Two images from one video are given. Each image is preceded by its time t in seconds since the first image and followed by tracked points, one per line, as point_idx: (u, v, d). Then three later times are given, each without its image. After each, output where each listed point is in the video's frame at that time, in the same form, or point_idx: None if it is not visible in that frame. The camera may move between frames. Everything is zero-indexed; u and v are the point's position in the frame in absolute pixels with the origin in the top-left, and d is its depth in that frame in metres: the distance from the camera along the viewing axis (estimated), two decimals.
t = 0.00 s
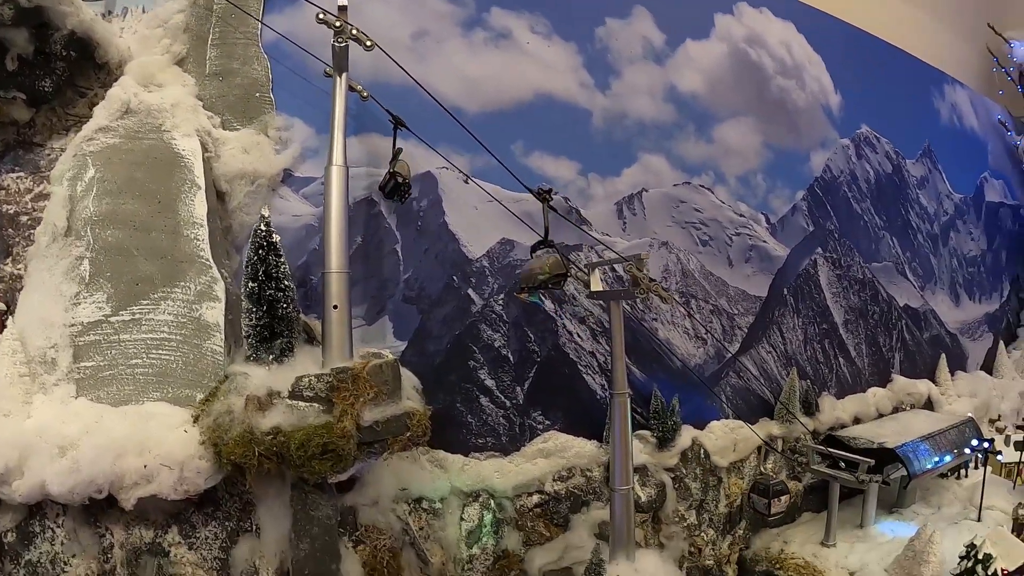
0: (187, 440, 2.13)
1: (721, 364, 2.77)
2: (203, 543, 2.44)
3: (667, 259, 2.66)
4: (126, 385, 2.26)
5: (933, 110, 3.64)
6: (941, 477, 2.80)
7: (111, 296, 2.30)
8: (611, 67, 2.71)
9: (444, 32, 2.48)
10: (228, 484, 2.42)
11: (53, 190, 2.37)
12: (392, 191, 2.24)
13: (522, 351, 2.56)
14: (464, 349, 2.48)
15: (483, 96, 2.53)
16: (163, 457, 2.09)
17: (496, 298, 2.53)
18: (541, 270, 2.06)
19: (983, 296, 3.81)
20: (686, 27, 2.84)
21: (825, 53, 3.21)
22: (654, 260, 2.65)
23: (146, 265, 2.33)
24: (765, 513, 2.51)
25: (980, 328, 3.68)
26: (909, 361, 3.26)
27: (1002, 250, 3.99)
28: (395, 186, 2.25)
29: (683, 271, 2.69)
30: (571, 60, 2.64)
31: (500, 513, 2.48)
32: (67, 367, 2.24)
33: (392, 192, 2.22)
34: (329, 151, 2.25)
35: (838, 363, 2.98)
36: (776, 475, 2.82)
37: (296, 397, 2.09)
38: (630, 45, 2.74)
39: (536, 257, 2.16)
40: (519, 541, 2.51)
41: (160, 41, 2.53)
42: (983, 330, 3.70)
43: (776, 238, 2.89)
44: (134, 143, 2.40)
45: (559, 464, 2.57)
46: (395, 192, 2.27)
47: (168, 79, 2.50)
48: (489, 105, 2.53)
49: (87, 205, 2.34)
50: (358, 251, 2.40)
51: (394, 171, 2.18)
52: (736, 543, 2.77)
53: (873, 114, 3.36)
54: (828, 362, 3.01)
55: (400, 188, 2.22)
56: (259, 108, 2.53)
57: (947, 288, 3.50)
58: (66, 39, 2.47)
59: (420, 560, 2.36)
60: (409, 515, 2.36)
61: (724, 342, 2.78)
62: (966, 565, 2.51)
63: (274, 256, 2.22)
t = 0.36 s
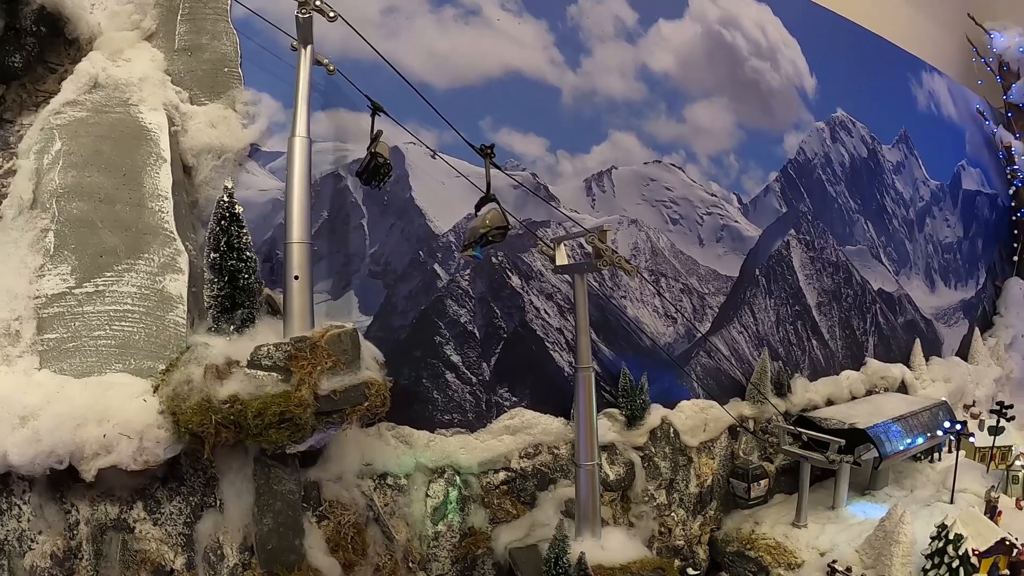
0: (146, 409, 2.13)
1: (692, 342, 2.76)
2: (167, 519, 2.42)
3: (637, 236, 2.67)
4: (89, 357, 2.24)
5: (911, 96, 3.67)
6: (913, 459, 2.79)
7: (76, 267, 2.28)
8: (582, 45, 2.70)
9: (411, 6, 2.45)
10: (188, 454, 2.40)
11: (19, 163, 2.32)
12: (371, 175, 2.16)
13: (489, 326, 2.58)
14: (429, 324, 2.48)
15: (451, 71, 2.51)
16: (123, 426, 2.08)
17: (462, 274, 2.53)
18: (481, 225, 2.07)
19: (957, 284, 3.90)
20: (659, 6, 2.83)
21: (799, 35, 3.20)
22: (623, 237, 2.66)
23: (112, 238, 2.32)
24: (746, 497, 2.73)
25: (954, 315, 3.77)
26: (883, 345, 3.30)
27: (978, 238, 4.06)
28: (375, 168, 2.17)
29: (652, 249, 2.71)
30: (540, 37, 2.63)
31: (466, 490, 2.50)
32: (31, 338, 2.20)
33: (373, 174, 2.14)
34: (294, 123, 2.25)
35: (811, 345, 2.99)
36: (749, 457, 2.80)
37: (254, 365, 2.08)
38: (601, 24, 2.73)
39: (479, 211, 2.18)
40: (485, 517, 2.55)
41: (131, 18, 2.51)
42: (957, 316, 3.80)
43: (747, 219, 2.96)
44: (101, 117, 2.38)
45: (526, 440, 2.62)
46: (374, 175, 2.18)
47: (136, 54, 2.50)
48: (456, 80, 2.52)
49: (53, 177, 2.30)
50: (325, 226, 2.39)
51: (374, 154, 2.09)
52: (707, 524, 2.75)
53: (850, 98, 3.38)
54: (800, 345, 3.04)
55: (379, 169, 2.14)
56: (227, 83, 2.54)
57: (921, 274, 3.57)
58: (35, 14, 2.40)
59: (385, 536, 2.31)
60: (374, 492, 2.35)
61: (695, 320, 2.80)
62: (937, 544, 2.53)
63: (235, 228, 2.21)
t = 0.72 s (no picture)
0: (105, 374, 2.13)
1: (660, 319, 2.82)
2: (133, 491, 2.42)
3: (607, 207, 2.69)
4: (51, 326, 2.22)
5: (890, 78, 3.78)
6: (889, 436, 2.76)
7: (38, 237, 2.26)
8: (552, 18, 2.69)
9: None
10: (152, 426, 2.39)
11: None
12: (348, 157, 2.14)
13: (454, 298, 2.58)
14: (394, 294, 2.47)
15: (417, 42, 2.50)
16: (82, 392, 2.07)
17: (428, 245, 2.51)
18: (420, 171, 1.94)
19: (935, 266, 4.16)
20: None
21: (774, 11, 3.20)
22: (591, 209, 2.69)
23: (75, 207, 2.31)
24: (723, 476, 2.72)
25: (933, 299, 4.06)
26: (858, 324, 3.50)
27: (954, 219, 4.27)
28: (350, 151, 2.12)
29: (621, 222, 2.74)
30: (509, 9, 2.62)
31: (432, 462, 2.51)
32: None
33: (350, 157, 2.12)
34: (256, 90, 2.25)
35: (784, 320, 3.15)
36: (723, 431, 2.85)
37: (211, 330, 2.08)
38: None
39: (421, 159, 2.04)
40: (453, 491, 2.56)
41: None
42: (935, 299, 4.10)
43: (720, 195, 3.00)
44: (67, 88, 2.38)
45: (492, 413, 2.63)
46: (351, 158, 2.14)
47: (103, 26, 2.50)
48: (423, 51, 2.51)
49: (17, 148, 2.28)
50: (290, 195, 2.39)
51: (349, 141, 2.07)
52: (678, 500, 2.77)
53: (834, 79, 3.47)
54: (774, 322, 3.15)
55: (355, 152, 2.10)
56: (194, 54, 2.54)
57: (895, 254, 3.81)
58: None
59: (350, 508, 2.33)
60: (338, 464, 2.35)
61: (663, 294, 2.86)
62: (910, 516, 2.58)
63: (196, 195, 2.21)
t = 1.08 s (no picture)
0: (61, 340, 2.09)
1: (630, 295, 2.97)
2: (95, 465, 2.39)
3: (575, 179, 2.84)
4: (11, 295, 2.16)
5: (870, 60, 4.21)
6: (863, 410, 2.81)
7: None
8: None
9: None
10: (115, 398, 2.36)
11: None
12: (326, 135, 2.07)
13: (420, 268, 2.62)
14: (359, 263, 2.49)
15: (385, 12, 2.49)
16: (37, 358, 2.03)
17: (393, 214, 2.56)
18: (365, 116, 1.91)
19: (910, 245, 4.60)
20: None
21: None
22: (559, 178, 2.81)
23: (37, 177, 2.30)
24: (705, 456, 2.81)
25: (908, 276, 4.51)
26: (832, 301, 3.83)
27: (930, 201, 4.76)
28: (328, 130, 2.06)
29: (590, 193, 2.90)
30: None
31: (397, 435, 2.53)
32: None
33: (326, 135, 2.05)
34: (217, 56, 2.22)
35: (757, 295, 3.38)
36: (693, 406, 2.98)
37: (168, 295, 2.06)
38: None
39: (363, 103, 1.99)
40: (418, 464, 2.58)
41: None
42: (908, 277, 4.56)
43: (692, 167, 3.21)
44: (30, 59, 2.39)
45: (458, 383, 2.67)
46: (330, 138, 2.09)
47: None
48: (392, 21, 2.50)
49: None
50: (253, 164, 2.36)
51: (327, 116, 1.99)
52: (650, 474, 2.83)
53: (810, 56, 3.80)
54: (747, 297, 3.37)
55: (331, 129, 2.03)
56: (160, 26, 2.54)
57: (873, 232, 4.23)
58: None
59: (315, 481, 2.36)
60: (302, 436, 2.36)
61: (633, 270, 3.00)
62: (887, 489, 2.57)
63: (156, 161, 2.19)
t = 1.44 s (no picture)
0: (18, 305, 2.25)
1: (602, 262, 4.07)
2: (57, 437, 2.51)
3: (542, 151, 3.88)
4: None
5: (846, 40, 5.86)
6: (836, 380, 3.76)
7: None
8: None
9: None
10: (75, 368, 2.48)
11: None
12: (301, 117, 2.43)
13: (382, 237, 3.32)
14: (321, 231, 3.13)
15: None
16: None
17: (357, 184, 3.25)
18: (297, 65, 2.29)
19: (890, 225, 6.46)
20: None
21: None
22: (526, 148, 3.83)
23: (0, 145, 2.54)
24: (684, 431, 3.87)
25: (885, 256, 6.26)
26: (806, 277, 5.32)
27: (907, 183, 6.61)
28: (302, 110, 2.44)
29: (558, 162, 3.95)
30: None
31: (360, 406, 3.08)
32: None
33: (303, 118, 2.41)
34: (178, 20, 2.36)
35: (726, 268, 4.72)
36: (664, 378, 4.04)
37: (123, 258, 2.14)
38: None
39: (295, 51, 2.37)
40: (383, 435, 3.14)
41: None
42: (885, 256, 6.32)
43: (661, 142, 4.46)
44: None
45: (422, 352, 3.31)
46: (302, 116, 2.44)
47: None
48: None
49: None
50: (218, 134, 2.91)
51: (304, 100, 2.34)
52: (620, 448, 3.77)
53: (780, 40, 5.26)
54: (715, 270, 4.68)
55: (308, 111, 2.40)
56: None
57: (846, 212, 5.90)
58: None
59: (277, 452, 2.82)
60: (265, 406, 2.83)
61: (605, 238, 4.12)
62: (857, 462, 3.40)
63: (116, 127, 2.32)
